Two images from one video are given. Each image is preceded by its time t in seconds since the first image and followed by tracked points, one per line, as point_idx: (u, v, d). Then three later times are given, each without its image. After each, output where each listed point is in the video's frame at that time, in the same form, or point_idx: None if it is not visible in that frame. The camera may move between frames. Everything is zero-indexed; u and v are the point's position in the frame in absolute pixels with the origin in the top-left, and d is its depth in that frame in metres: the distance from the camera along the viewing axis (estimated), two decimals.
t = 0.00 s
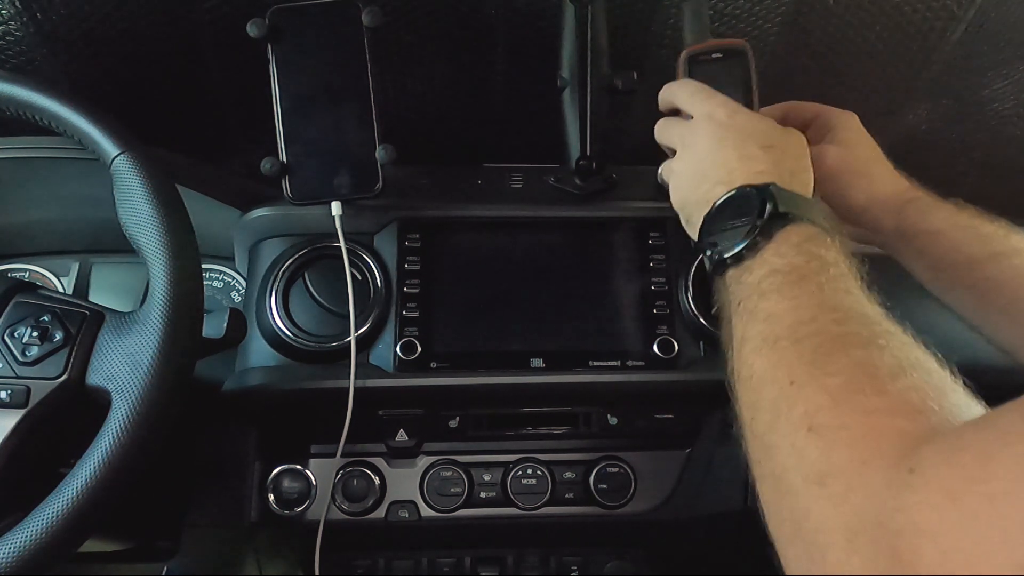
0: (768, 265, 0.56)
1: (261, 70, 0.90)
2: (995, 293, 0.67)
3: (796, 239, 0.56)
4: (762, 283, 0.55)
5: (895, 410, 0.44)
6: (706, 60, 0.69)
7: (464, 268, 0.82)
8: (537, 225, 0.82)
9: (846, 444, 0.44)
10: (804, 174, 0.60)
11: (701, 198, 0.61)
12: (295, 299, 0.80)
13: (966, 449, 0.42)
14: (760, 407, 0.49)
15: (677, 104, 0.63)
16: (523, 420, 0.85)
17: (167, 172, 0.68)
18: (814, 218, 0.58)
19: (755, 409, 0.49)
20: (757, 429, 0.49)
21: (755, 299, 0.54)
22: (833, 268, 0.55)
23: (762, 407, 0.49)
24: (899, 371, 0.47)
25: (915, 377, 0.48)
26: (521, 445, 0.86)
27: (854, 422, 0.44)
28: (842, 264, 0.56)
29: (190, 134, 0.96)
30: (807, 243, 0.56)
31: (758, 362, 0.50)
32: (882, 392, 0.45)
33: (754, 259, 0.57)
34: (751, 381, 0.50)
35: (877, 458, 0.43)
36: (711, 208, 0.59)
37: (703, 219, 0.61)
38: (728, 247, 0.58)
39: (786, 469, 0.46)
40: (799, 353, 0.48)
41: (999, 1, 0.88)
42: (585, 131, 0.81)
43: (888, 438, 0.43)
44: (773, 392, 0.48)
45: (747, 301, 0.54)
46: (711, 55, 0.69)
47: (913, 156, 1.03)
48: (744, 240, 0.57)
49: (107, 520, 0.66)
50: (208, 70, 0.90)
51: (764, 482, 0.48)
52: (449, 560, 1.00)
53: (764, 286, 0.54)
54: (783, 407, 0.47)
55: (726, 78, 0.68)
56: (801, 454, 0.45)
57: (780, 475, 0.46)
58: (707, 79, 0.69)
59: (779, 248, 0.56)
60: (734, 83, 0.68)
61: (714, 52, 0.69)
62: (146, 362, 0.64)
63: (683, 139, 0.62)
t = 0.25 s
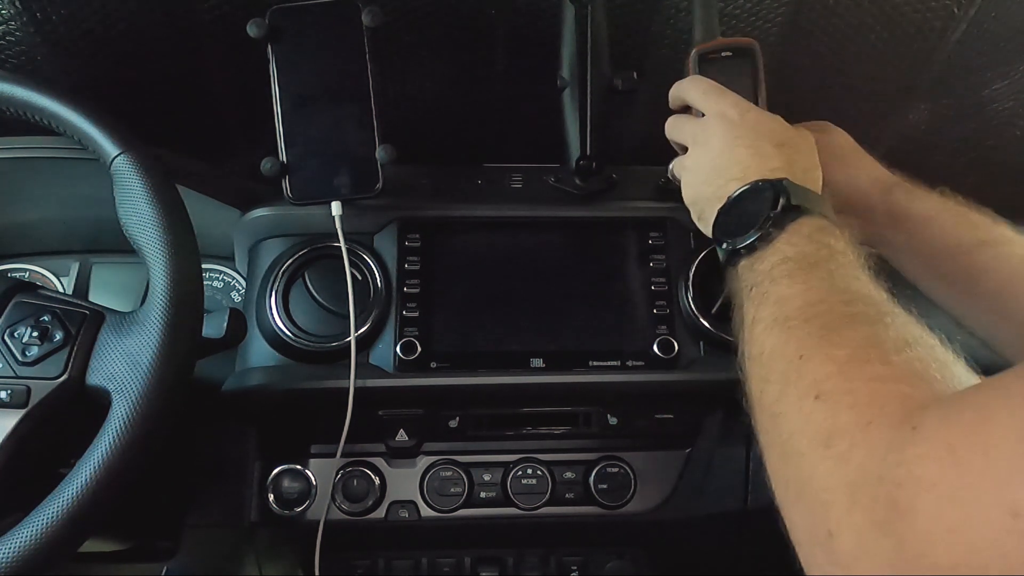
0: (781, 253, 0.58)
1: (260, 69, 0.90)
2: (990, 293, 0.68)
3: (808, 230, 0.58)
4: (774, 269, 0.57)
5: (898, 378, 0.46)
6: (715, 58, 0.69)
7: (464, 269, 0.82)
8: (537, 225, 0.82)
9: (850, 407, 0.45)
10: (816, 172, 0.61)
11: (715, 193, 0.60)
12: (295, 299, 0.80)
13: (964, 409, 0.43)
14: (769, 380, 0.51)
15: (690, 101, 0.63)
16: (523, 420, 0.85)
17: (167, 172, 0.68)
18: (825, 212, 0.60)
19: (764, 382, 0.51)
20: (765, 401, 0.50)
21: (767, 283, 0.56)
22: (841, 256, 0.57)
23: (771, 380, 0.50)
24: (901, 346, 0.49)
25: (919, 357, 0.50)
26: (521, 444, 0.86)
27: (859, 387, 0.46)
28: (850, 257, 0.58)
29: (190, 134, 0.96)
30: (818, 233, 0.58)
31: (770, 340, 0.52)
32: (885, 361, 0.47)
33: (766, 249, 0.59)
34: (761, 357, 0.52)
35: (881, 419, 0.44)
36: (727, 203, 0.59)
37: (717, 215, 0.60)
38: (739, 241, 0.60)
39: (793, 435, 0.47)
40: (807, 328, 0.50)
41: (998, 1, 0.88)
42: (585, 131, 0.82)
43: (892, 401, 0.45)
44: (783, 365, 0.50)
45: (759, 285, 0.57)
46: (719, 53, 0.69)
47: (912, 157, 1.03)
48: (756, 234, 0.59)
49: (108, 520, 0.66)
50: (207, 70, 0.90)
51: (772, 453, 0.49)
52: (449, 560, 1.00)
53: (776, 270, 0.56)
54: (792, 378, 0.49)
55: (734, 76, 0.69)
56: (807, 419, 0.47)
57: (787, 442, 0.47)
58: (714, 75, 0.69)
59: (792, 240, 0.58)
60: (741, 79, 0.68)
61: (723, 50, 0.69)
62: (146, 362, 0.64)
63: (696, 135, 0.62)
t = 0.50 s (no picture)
0: (770, 253, 0.57)
1: (260, 70, 0.90)
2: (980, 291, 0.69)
3: (797, 231, 0.58)
4: (764, 269, 0.56)
5: (886, 377, 0.46)
6: (703, 56, 0.69)
7: (464, 269, 0.82)
8: (537, 225, 0.82)
9: (840, 407, 0.45)
10: (801, 176, 0.61)
11: (703, 191, 0.60)
12: (295, 299, 0.80)
13: (951, 406, 0.42)
14: (759, 380, 0.50)
15: (679, 99, 0.63)
16: (522, 420, 0.85)
17: (167, 172, 0.68)
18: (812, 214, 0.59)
19: (754, 382, 0.51)
20: (756, 401, 0.50)
21: (756, 283, 0.56)
22: (830, 257, 0.57)
23: (761, 380, 0.50)
24: (890, 345, 0.49)
25: (907, 355, 0.50)
26: (521, 444, 0.86)
27: (848, 387, 0.46)
28: (840, 256, 0.58)
29: (190, 134, 0.96)
30: (808, 236, 0.58)
31: (759, 339, 0.52)
32: (873, 360, 0.47)
33: (756, 250, 0.58)
34: (751, 356, 0.52)
35: (871, 418, 0.44)
36: (715, 201, 0.59)
37: (705, 213, 0.60)
38: (728, 240, 0.59)
39: (784, 434, 0.47)
40: (796, 328, 0.50)
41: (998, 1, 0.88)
42: (585, 132, 0.82)
43: (880, 400, 0.45)
44: (772, 365, 0.50)
45: (748, 284, 0.56)
46: (708, 51, 0.69)
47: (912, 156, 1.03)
48: (745, 234, 0.58)
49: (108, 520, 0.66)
50: (208, 71, 0.90)
51: (763, 452, 0.49)
52: (449, 560, 1.00)
53: (765, 270, 0.56)
54: (782, 378, 0.49)
55: (722, 74, 0.69)
56: (798, 419, 0.47)
57: (778, 441, 0.48)
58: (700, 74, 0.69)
59: (781, 239, 0.57)
60: (727, 79, 0.68)
61: (712, 48, 0.69)
62: (146, 362, 0.64)
63: (685, 132, 0.62)
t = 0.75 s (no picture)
0: (758, 258, 0.57)
1: (260, 69, 0.90)
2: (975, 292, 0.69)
3: (784, 234, 0.58)
4: (751, 274, 0.56)
5: (871, 387, 0.46)
6: (696, 57, 0.69)
7: (464, 269, 0.82)
8: (537, 225, 0.82)
9: (825, 417, 0.45)
10: (791, 175, 0.61)
11: (694, 195, 0.61)
12: (295, 299, 0.80)
13: (937, 420, 0.42)
14: (746, 388, 0.51)
15: (669, 101, 0.63)
16: (523, 420, 0.85)
17: (167, 172, 0.68)
18: (800, 216, 0.59)
19: (741, 390, 0.51)
20: (743, 409, 0.51)
21: (743, 289, 0.56)
22: (817, 261, 0.57)
23: (747, 388, 0.50)
24: (875, 353, 0.49)
25: (892, 360, 0.50)
26: (520, 444, 0.86)
27: (833, 397, 0.46)
28: (827, 261, 0.58)
29: (190, 134, 0.96)
30: (794, 238, 0.58)
31: (745, 346, 0.52)
32: (858, 369, 0.47)
33: (743, 254, 0.58)
34: (738, 364, 0.52)
35: (855, 429, 0.44)
36: (704, 205, 0.60)
37: (695, 216, 0.61)
38: (716, 245, 0.59)
39: (770, 442, 0.47)
40: (782, 336, 0.50)
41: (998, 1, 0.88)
42: (585, 132, 0.82)
43: (865, 410, 0.45)
44: (758, 373, 0.50)
45: (736, 291, 0.56)
46: (701, 52, 0.69)
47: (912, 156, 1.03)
48: (732, 238, 0.58)
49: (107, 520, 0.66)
50: (208, 70, 0.90)
51: (751, 460, 0.49)
52: (449, 559, 1.00)
53: (753, 276, 0.56)
54: (768, 386, 0.49)
55: (716, 74, 0.69)
56: (784, 428, 0.47)
57: (764, 450, 0.48)
58: (698, 74, 0.69)
59: (768, 244, 0.57)
60: (725, 79, 0.69)
61: (704, 49, 0.69)
62: (146, 362, 0.64)
63: (675, 135, 0.62)
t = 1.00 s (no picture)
0: (760, 259, 0.57)
1: (261, 69, 0.90)
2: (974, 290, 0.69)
3: (786, 236, 0.58)
4: (754, 276, 0.56)
5: (874, 389, 0.46)
6: (700, 56, 0.69)
7: (464, 268, 0.82)
8: (537, 225, 0.82)
9: (828, 419, 0.45)
10: (793, 177, 0.61)
11: (695, 196, 0.61)
12: (295, 299, 0.80)
13: (939, 422, 0.42)
14: (748, 390, 0.50)
15: (670, 101, 0.64)
16: (523, 420, 0.85)
17: (167, 172, 0.68)
18: (802, 218, 0.60)
19: (743, 391, 0.51)
20: (745, 410, 0.50)
21: (746, 291, 0.56)
22: (819, 263, 0.57)
23: (750, 389, 0.50)
24: (878, 355, 0.49)
25: (895, 362, 0.50)
26: (521, 444, 0.86)
27: (836, 398, 0.46)
28: (829, 262, 0.58)
29: (190, 134, 0.96)
30: (797, 239, 0.58)
31: (748, 348, 0.52)
32: (860, 371, 0.47)
33: (747, 253, 0.58)
34: (740, 365, 0.52)
35: (858, 431, 0.44)
36: (705, 205, 0.60)
37: (696, 217, 0.61)
38: (717, 246, 0.59)
39: (772, 443, 0.47)
40: (784, 338, 0.50)
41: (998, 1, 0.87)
42: (585, 132, 0.82)
43: (868, 412, 0.45)
44: (761, 374, 0.50)
45: (739, 292, 0.56)
46: (704, 51, 0.69)
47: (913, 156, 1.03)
48: (735, 239, 0.58)
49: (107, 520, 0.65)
50: (208, 70, 0.90)
51: (752, 461, 0.49)
52: (449, 560, 1.00)
53: (755, 278, 0.56)
54: (770, 388, 0.49)
55: (719, 73, 0.69)
56: (786, 429, 0.47)
57: (767, 451, 0.47)
58: (699, 74, 0.69)
59: (771, 245, 0.58)
60: (726, 79, 0.68)
61: (708, 48, 0.69)
62: (146, 362, 0.64)
63: (677, 136, 0.62)
